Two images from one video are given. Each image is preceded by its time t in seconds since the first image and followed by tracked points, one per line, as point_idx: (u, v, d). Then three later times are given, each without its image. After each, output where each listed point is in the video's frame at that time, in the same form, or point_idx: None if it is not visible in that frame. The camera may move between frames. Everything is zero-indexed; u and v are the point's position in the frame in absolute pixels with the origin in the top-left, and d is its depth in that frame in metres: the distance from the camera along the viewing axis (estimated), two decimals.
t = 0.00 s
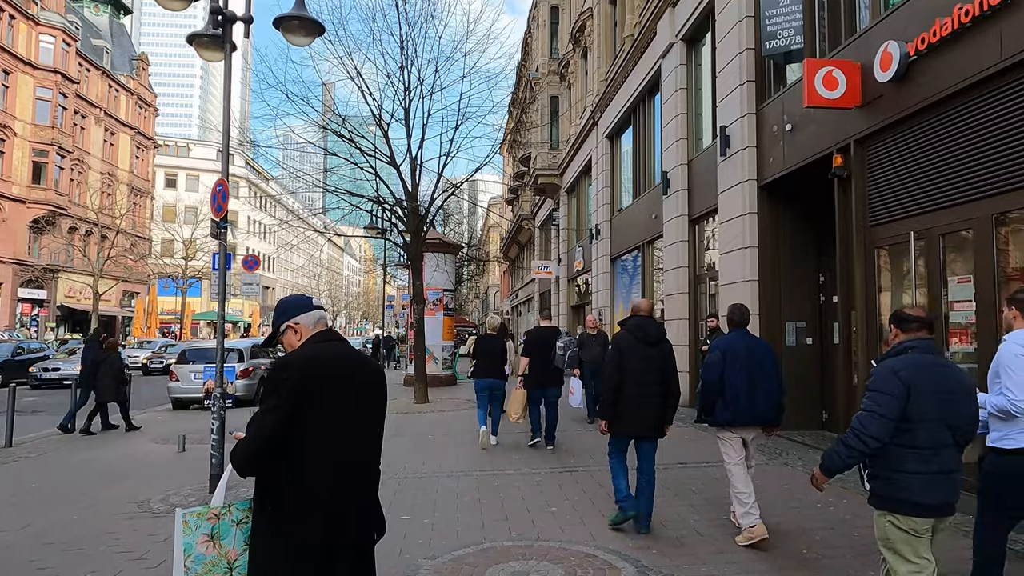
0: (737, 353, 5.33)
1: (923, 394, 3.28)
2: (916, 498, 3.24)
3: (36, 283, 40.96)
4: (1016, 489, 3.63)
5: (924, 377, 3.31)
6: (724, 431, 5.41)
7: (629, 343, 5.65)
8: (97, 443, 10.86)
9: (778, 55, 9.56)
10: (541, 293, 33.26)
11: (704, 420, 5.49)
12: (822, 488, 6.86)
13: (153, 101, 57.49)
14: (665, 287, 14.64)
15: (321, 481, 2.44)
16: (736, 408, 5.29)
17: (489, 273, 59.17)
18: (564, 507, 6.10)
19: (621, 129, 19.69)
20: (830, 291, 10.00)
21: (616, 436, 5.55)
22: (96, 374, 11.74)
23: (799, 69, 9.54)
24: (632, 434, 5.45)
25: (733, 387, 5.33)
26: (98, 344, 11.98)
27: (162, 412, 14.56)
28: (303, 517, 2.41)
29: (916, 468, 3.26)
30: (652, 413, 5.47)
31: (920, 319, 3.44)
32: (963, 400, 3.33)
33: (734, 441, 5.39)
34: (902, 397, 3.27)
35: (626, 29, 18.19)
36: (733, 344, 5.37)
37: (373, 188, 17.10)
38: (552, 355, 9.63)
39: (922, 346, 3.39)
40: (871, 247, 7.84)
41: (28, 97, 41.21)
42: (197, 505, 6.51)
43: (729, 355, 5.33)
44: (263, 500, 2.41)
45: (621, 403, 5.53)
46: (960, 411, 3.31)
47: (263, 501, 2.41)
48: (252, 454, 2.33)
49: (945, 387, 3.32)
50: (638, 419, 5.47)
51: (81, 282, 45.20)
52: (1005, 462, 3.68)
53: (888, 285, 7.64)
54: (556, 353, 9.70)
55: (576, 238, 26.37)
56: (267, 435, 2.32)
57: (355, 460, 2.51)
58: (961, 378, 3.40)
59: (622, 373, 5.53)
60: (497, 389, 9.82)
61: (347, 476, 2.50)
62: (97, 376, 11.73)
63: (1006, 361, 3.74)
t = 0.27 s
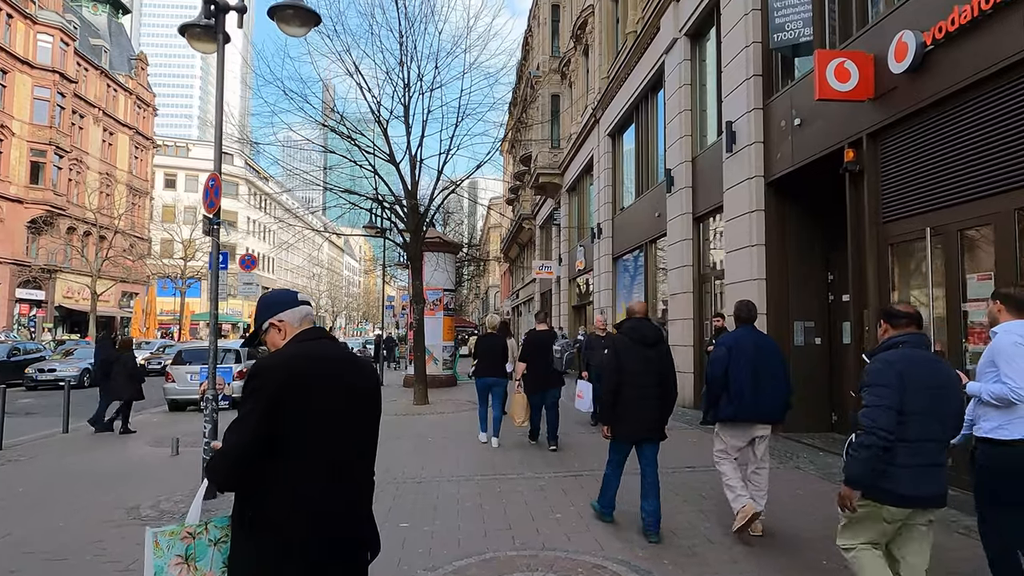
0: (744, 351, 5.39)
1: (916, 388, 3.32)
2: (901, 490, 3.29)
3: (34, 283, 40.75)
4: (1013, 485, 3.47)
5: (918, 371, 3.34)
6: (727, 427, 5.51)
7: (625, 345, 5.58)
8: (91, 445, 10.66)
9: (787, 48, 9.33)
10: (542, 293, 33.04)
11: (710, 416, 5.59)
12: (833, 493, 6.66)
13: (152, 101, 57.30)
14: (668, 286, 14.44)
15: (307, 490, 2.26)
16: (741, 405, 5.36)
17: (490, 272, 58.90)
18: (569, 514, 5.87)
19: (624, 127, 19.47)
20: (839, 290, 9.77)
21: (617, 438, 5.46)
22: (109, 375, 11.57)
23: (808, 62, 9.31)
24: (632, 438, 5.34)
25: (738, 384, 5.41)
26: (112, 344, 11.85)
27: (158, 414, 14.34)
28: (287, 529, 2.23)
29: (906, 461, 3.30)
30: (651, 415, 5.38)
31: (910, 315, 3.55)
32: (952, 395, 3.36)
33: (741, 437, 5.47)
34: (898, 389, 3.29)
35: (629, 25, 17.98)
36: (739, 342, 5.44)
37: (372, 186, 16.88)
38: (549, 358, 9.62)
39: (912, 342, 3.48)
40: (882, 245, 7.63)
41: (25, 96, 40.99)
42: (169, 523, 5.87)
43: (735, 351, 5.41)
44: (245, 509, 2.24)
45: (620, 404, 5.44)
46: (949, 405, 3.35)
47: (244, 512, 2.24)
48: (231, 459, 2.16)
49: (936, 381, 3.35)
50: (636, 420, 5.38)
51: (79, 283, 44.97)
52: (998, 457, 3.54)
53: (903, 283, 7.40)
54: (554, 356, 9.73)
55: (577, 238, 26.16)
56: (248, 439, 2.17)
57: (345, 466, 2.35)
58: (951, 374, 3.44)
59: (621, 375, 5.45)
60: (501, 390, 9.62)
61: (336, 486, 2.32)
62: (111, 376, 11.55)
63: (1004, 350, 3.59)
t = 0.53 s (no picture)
0: (748, 352, 5.24)
1: (898, 394, 3.17)
2: (891, 493, 3.16)
3: (34, 283, 40.58)
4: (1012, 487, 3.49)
5: (898, 375, 3.19)
6: (733, 428, 5.38)
7: (617, 348, 5.36)
8: (86, 448, 10.42)
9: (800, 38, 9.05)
10: (544, 292, 32.79)
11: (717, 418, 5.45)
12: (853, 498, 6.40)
13: (153, 100, 57.14)
14: (675, 285, 14.17)
15: (294, 501, 2.04)
16: (746, 406, 5.22)
17: (492, 272, 58.65)
18: (580, 523, 5.61)
19: (629, 124, 19.19)
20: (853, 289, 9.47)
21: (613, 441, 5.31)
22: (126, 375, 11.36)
23: (823, 53, 9.02)
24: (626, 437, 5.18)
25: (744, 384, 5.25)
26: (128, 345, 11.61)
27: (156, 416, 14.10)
28: (269, 549, 2.00)
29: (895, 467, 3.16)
30: (646, 417, 5.20)
31: (893, 321, 3.38)
32: (939, 397, 3.20)
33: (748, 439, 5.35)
34: (884, 393, 3.16)
35: (634, 20, 17.71)
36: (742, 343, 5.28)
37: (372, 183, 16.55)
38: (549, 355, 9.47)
39: (895, 345, 3.31)
40: (902, 241, 7.35)
41: (26, 95, 40.80)
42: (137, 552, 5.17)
43: (739, 352, 5.27)
44: (223, 531, 2.02)
45: (612, 405, 5.28)
46: (938, 406, 3.20)
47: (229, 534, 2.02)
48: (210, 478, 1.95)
49: (919, 384, 3.19)
50: (631, 422, 5.21)
51: (80, 282, 44.79)
52: (1001, 458, 3.55)
53: (923, 280, 7.10)
54: (552, 352, 9.45)
55: (580, 236, 25.91)
56: (224, 454, 1.95)
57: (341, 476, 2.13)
58: (938, 375, 3.27)
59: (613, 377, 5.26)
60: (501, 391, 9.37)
61: (328, 495, 2.11)
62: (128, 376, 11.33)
63: (1000, 355, 3.65)
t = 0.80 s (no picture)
0: (737, 351, 5.18)
1: (873, 381, 3.49)
2: (865, 474, 3.45)
3: (31, 282, 40.35)
4: (994, 471, 3.87)
5: (872, 364, 3.52)
6: (726, 429, 5.31)
7: (611, 343, 5.50)
8: (77, 450, 10.17)
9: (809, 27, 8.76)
10: (545, 291, 32.52)
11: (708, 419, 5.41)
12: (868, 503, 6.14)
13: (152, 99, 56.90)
14: (678, 283, 13.93)
15: (260, 500, 1.85)
16: (736, 405, 5.17)
17: (493, 272, 58.31)
18: (584, 529, 5.36)
19: (630, 120, 18.92)
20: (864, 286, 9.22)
21: (606, 438, 5.31)
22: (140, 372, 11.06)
23: (833, 43, 8.74)
24: (618, 434, 5.22)
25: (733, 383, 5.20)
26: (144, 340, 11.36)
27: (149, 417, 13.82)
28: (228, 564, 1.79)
29: (866, 450, 3.45)
30: (638, 412, 5.26)
31: (879, 311, 3.70)
32: (914, 386, 3.50)
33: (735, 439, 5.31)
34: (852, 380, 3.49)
35: (636, 15, 17.45)
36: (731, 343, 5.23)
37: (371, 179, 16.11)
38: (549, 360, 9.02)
39: (873, 337, 3.63)
40: (917, 236, 7.08)
41: (23, 93, 40.55)
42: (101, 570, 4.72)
43: (728, 353, 5.19)
44: (175, 543, 1.80)
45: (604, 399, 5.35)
46: (913, 397, 3.48)
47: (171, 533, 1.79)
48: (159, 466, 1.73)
49: (895, 372, 3.50)
50: (624, 418, 5.24)
51: (78, 282, 44.54)
52: (990, 446, 3.87)
53: (941, 276, 6.82)
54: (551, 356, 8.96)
55: (582, 235, 25.63)
56: (180, 443, 1.75)
57: (314, 483, 1.95)
58: (914, 365, 3.58)
59: (603, 371, 5.40)
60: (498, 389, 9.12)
61: (305, 499, 1.91)
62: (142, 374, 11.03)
63: (979, 347, 4.00)
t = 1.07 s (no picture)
0: (732, 350, 5.13)
1: (874, 385, 3.46)
2: (860, 475, 3.43)
3: (30, 282, 40.19)
4: (979, 472, 3.76)
5: (873, 369, 3.49)
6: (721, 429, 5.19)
7: (612, 343, 5.27)
8: (69, 452, 9.95)
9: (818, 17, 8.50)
10: (546, 290, 32.28)
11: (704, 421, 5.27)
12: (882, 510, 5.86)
13: (151, 98, 56.72)
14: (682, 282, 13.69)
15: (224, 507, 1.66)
16: (733, 404, 5.07)
17: (494, 271, 58.08)
18: (588, 539, 5.11)
19: (632, 117, 18.68)
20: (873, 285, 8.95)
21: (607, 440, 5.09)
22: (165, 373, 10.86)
23: (843, 34, 8.48)
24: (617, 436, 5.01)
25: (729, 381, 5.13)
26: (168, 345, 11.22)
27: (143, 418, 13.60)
28: None
29: (863, 453, 3.44)
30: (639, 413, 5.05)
31: (881, 318, 3.68)
32: (915, 394, 3.46)
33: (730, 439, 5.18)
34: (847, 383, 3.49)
35: (638, 9, 17.19)
36: (726, 342, 5.17)
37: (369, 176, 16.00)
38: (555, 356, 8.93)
39: (875, 343, 3.63)
40: (932, 232, 6.81)
41: (21, 92, 40.36)
42: None
43: (724, 351, 5.14)
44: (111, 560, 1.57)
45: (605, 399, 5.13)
46: (912, 405, 3.45)
47: (127, 547, 1.57)
48: (120, 467, 1.53)
49: (897, 379, 3.47)
50: (624, 420, 5.03)
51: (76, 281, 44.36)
52: (973, 446, 3.78)
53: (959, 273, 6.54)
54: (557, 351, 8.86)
55: (583, 233, 25.38)
56: (140, 443, 1.55)
57: (290, 485, 1.80)
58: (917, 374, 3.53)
59: (603, 371, 5.17)
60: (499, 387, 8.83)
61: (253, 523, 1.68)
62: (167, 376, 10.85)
63: (961, 348, 3.87)
